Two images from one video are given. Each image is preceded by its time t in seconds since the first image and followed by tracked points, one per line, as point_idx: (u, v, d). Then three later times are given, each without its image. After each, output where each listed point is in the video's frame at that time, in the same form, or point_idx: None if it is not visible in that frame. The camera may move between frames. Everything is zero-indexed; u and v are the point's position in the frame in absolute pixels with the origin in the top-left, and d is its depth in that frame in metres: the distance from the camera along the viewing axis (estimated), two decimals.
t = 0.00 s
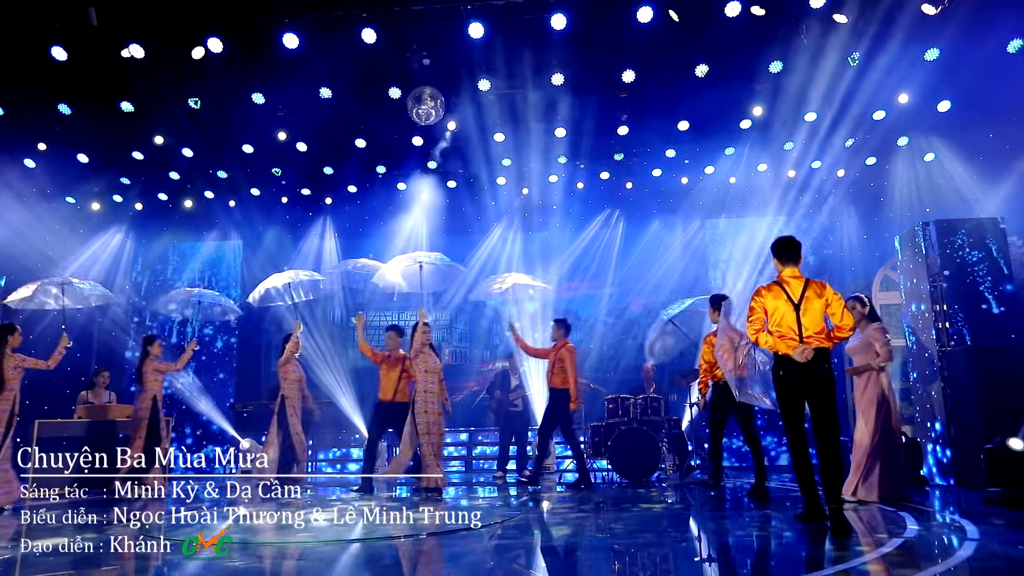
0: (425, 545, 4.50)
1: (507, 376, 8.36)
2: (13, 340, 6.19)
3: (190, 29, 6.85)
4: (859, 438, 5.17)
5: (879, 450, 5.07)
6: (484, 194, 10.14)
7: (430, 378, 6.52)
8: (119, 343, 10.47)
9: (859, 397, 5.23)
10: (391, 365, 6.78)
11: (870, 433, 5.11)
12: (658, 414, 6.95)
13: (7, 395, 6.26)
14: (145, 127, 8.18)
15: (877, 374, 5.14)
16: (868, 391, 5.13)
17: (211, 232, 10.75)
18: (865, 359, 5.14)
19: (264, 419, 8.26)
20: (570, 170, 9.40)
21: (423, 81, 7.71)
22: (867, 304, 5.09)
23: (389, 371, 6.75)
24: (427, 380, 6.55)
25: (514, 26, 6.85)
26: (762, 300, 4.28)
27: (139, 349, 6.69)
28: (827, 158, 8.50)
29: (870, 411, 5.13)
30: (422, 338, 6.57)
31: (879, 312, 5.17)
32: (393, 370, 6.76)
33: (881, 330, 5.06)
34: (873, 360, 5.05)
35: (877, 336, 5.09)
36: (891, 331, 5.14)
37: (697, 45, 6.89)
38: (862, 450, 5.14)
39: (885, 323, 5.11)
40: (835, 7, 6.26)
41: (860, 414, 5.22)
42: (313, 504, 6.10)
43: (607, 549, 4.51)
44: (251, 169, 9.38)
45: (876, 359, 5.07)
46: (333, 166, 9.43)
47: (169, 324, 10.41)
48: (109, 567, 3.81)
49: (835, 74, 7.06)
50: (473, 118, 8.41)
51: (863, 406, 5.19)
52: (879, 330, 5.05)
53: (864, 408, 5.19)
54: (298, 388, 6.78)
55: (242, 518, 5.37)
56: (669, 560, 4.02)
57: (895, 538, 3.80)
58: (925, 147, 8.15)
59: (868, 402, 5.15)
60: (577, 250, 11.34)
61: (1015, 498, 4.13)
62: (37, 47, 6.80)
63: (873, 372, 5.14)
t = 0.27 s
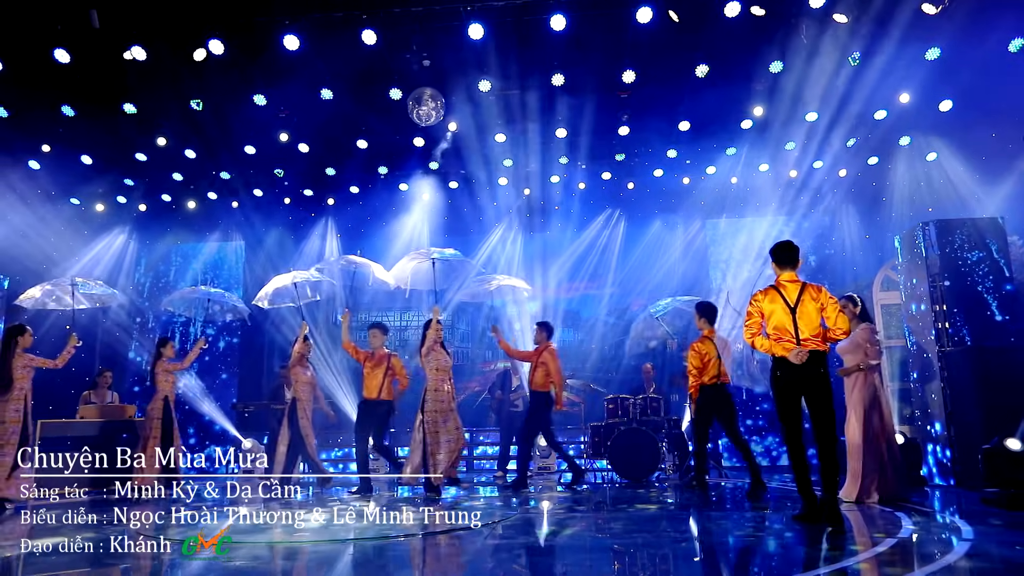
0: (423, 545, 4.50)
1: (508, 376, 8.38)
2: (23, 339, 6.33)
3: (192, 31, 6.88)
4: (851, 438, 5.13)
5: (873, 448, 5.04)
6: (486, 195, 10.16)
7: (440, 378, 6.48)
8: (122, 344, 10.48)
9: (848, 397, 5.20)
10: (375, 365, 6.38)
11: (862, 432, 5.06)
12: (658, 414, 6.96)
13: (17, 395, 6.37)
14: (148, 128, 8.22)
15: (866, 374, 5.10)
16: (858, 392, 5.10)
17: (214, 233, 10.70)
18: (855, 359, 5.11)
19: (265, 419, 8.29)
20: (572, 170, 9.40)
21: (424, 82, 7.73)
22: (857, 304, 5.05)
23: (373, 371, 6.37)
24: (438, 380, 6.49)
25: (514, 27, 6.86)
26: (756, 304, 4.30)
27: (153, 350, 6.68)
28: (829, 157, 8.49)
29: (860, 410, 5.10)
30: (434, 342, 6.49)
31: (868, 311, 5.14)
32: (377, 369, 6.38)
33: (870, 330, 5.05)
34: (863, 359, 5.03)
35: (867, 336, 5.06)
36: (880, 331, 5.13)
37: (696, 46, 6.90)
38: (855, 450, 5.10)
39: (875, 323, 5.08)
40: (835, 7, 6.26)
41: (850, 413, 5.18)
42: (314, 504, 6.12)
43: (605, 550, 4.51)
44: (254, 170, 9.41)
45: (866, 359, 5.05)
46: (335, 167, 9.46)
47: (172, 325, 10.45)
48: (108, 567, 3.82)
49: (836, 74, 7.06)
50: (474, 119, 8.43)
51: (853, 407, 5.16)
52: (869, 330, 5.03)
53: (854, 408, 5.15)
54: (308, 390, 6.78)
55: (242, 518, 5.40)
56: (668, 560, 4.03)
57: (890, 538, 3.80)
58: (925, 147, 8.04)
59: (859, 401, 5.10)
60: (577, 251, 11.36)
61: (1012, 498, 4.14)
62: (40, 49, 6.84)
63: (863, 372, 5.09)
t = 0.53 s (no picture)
0: (422, 545, 4.51)
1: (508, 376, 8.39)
2: (34, 339, 6.28)
3: (192, 32, 6.91)
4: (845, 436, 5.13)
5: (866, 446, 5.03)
6: (487, 195, 10.16)
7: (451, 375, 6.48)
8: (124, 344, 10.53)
9: (839, 394, 5.24)
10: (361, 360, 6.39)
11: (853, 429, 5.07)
12: (657, 414, 6.95)
13: (28, 393, 6.35)
14: (150, 129, 8.25)
15: (855, 371, 5.15)
16: (847, 389, 5.14)
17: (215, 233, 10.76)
18: (844, 357, 5.16)
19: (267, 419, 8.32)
20: (573, 170, 9.40)
21: (425, 82, 7.74)
22: (848, 303, 5.01)
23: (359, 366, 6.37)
24: (450, 382, 6.49)
25: (514, 27, 6.86)
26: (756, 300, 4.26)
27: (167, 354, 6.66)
28: (830, 156, 8.47)
29: (851, 407, 5.12)
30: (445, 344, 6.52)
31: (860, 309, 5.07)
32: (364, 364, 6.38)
33: (860, 329, 5.01)
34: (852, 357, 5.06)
35: (857, 334, 5.06)
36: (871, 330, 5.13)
37: (696, 45, 6.89)
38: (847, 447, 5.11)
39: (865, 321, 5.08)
40: (835, 6, 6.24)
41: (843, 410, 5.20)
42: (314, 504, 6.14)
43: (604, 549, 4.52)
44: (256, 171, 9.44)
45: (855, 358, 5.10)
46: (336, 167, 9.48)
47: (175, 325, 10.50)
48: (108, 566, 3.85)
49: (836, 73, 7.04)
50: (474, 119, 8.44)
51: (844, 404, 5.19)
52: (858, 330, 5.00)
53: (845, 405, 5.18)
54: (321, 389, 6.78)
55: (242, 518, 5.42)
56: (666, 560, 4.03)
57: (883, 538, 3.81)
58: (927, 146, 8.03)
59: (850, 398, 5.13)
60: (577, 252, 11.38)
61: (1008, 498, 4.12)
62: (42, 51, 6.88)
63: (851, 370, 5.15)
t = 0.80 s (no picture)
0: (421, 545, 4.52)
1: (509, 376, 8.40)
2: (45, 342, 6.32)
3: (194, 33, 6.93)
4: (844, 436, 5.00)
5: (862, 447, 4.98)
6: (489, 195, 10.17)
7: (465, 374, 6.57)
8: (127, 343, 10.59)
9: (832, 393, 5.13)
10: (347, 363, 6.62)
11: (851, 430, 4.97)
12: (657, 413, 6.93)
13: (42, 395, 6.44)
14: (152, 130, 8.29)
15: (847, 370, 5.06)
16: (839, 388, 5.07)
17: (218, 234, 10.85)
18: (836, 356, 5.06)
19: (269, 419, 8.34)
20: (575, 170, 9.40)
21: (426, 81, 7.75)
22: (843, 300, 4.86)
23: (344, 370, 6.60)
24: (467, 378, 6.61)
25: (514, 27, 6.86)
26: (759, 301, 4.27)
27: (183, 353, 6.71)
28: (832, 155, 8.44)
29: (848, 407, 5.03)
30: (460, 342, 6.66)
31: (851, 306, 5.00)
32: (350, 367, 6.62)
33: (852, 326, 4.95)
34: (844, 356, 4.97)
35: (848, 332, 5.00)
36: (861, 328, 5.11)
37: (697, 44, 6.87)
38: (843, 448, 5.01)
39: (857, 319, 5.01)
40: (836, 4, 6.22)
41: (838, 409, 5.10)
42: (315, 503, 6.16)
43: (603, 550, 4.51)
44: (259, 171, 9.47)
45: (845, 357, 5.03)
46: (338, 167, 9.50)
47: (177, 325, 10.53)
48: (109, 566, 3.86)
49: (838, 71, 7.02)
50: (476, 119, 8.44)
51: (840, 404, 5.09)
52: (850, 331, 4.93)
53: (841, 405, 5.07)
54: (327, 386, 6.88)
55: (243, 517, 5.44)
56: (665, 561, 4.01)
57: (877, 538, 3.81)
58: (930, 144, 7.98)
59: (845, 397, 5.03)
60: (579, 251, 11.37)
61: (1006, 498, 4.13)
62: (45, 52, 6.92)
63: (843, 369, 5.06)
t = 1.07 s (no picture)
0: (421, 545, 4.53)
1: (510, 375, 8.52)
2: (58, 343, 6.73)
3: (195, 33, 6.95)
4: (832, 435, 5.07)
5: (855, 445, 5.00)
6: (490, 195, 10.19)
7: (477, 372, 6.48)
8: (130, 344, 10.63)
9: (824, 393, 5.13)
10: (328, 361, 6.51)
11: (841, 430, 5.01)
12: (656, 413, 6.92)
13: (57, 396, 6.71)
14: (155, 130, 8.33)
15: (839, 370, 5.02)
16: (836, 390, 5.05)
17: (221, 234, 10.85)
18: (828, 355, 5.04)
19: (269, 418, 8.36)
20: (576, 169, 9.40)
21: (427, 81, 7.76)
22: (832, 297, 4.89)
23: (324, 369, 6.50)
24: (479, 374, 6.51)
25: (514, 27, 6.87)
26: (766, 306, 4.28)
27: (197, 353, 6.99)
28: (835, 154, 8.42)
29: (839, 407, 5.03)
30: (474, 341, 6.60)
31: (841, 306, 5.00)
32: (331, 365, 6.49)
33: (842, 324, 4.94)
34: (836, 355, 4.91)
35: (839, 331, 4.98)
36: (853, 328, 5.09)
37: (698, 43, 6.86)
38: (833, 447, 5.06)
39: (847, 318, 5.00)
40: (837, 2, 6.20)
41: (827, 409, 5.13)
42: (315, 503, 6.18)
43: (603, 549, 4.51)
44: (261, 171, 9.49)
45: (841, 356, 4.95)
46: (340, 167, 9.52)
47: (180, 325, 10.57)
48: (109, 566, 3.89)
49: (840, 70, 7.00)
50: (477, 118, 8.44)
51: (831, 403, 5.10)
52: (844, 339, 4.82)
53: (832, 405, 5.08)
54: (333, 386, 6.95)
55: (243, 517, 5.46)
56: (663, 561, 4.01)
57: (871, 538, 3.80)
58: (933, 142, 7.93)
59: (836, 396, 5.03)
60: (580, 250, 11.38)
61: (1004, 498, 4.13)
62: (47, 54, 6.95)
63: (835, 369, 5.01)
